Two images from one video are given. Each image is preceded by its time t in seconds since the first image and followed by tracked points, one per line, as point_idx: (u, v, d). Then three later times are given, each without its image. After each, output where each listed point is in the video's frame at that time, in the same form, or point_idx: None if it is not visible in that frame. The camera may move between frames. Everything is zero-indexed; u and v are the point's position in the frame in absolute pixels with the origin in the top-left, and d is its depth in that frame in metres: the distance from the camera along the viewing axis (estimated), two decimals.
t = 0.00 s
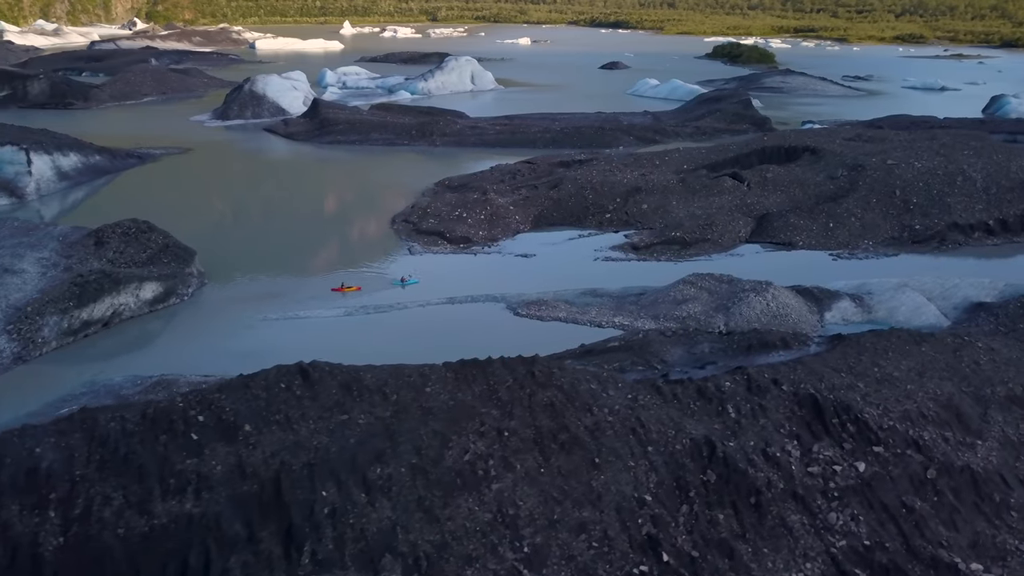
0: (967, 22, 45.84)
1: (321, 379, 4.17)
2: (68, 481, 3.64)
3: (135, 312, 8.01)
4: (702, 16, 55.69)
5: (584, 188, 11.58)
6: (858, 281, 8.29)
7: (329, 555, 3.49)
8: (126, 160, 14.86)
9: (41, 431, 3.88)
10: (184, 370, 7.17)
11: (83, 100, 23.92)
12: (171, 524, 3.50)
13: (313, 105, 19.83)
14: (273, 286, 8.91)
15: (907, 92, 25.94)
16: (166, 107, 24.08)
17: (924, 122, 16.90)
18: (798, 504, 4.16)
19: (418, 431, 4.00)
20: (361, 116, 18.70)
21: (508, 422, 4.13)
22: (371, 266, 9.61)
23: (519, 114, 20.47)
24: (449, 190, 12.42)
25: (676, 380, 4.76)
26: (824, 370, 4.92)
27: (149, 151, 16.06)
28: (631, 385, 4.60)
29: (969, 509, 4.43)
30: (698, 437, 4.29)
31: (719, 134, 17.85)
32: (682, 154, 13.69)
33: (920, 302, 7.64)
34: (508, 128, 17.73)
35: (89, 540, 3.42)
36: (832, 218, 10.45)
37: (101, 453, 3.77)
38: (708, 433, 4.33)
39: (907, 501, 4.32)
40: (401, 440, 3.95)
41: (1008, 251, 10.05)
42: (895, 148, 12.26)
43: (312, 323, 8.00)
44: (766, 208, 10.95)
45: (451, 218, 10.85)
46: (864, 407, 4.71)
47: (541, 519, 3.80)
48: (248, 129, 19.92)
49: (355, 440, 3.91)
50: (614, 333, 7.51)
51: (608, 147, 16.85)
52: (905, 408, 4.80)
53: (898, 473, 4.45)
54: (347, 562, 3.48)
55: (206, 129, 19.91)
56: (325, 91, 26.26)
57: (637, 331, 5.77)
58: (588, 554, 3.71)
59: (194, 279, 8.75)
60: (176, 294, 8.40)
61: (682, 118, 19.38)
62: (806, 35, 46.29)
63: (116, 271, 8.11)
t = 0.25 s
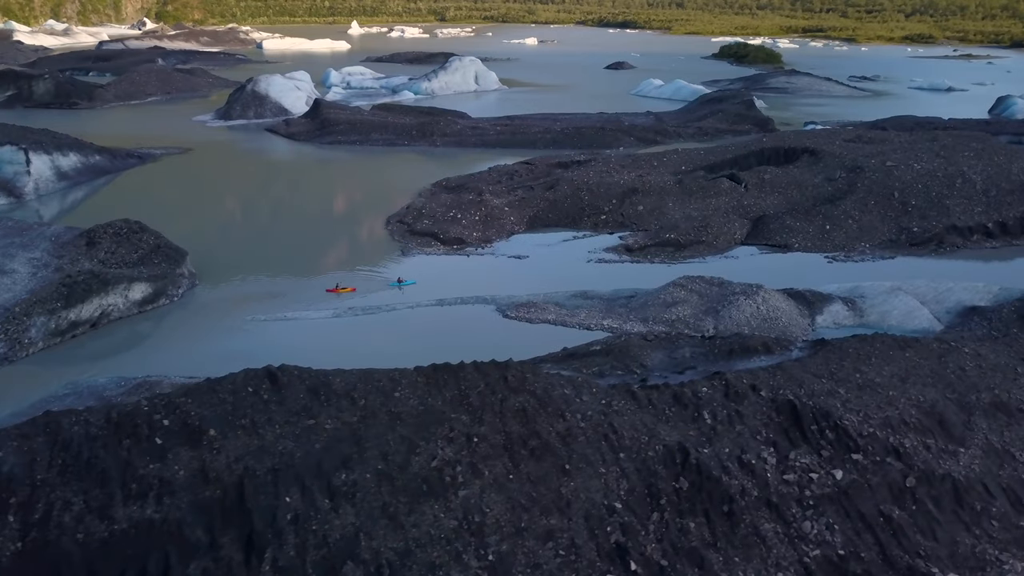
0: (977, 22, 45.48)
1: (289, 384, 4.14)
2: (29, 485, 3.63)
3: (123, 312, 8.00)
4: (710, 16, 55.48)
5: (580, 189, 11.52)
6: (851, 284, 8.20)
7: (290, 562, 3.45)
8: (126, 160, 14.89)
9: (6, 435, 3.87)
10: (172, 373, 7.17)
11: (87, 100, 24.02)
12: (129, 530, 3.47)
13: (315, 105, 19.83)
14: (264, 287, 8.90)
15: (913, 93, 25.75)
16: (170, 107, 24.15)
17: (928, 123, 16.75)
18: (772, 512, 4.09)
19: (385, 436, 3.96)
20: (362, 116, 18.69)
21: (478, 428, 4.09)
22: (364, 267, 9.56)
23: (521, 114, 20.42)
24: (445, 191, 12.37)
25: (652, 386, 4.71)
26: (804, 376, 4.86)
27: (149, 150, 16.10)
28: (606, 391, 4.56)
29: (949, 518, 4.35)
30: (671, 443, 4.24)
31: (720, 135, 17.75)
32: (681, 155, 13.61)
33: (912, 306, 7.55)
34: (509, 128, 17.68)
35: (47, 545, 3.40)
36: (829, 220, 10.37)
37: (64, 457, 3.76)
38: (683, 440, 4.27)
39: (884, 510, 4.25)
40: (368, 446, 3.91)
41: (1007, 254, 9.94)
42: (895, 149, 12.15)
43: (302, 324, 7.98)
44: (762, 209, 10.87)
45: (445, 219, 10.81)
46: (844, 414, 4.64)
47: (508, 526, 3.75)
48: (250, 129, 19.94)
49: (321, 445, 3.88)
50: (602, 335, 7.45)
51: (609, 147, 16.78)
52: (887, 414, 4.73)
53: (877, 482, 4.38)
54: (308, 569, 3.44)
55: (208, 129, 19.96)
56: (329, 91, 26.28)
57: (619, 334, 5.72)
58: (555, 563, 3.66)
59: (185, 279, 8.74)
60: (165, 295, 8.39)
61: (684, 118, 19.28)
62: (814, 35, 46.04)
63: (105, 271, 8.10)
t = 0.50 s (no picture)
0: (987, 22, 45.14)
1: (256, 388, 4.11)
2: None
3: (112, 313, 8.00)
4: (718, 16, 55.27)
5: (576, 190, 11.47)
6: (843, 286, 8.12)
7: (248, 568, 3.41)
8: (125, 160, 14.92)
9: None
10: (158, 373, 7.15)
11: (91, 100, 24.12)
12: (87, 534, 3.45)
13: (316, 105, 19.83)
14: (255, 287, 8.88)
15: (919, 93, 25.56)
16: (173, 107, 24.21)
17: (932, 124, 16.60)
18: (745, 520, 4.03)
19: (351, 441, 3.92)
20: (362, 116, 18.68)
21: (445, 433, 4.05)
22: (356, 268, 9.53)
23: (522, 114, 20.36)
24: (441, 191, 12.33)
25: (627, 391, 4.66)
26: (782, 381, 4.79)
27: (149, 150, 16.13)
28: (580, 395, 4.51)
29: (927, 527, 4.27)
30: (643, 449, 4.18)
31: (722, 135, 17.66)
32: (679, 156, 13.53)
33: (904, 309, 7.47)
34: (509, 129, 17.63)
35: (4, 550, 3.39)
36: (825, 222, 10.27)
37: (26, 461, 3.75)
38: (655, 446, 4.22)
39: (860, 518, 4.18)
40: (333, 450, 3.87)
41: (1005, 257, 9.82)
42: (894, 151, 12.03)
43: (290, 326, 7.95)
44: (759, 211, 10.78)
45: (439, 220, 10.76)
46: (822, 420, 4.58)
47: (472, 533, 3.70)
48: (252, 129, 19.96)
49: (285, 449, 3.84)
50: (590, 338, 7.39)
51: (609, 148, 16.70)
52: (866, 421, 4.66)
53: (854, 489, 4.31)
54: None
55: (210, 129, 19.99)
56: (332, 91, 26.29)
57: (600, 338, 5.66)
58: (519, 570, 3.61)
59: (175, 280, 8.73)
60: (155, 295, 8.39)
61: (686, 119, 19.19)
62: (822, 35, 45.79)
63: (94, 272, 8.10)
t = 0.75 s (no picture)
0: (997, 22, 44.80)
1: (219, 390, 4.08)
2: None
3: (99, 312, 8.00)
4: (726, 15, 55.05)
5: (570, 191, 11.42)
6: (834, 288, 8.04)
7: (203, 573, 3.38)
8: (124, 159, 14.94)
9: None
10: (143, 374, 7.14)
11: (95, 100, 24.21)
12: (42, 538, 3.43)
13: (316, 104, 19.83)
14: (244, 287, 8.87)
15: (924, 93, 25.38)
16: (176, 106, 24.26)
17: (934, 124, 16.45)
18: (713, 527, 3.97)
19: (313, 444, 3.88)
20: (362, 115, 18.66)
21: (410, 437, 4.01)
22: (347, 268, 9.50)
23: (523, 114, 20.31)
24: (435, 190, 12.28)
25: (599, 394, 4.61)
26: (758, 385, 4.73)
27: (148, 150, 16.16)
28: (550, 399, 4.46)
29: (902, 535, 4.20)
30: (612, 454, 4.13)
31: (722, 135, 17.55)
32: (677, 156, 13.45)
33: (895, 312, 7.38)
34: (508, 129, 17.57)
35: None
36: (820, 223, 10.18)
37: None
38: (624, 451, 4.16)
39: (833, 525, 4.11)
40: (295, 454, 3.84)
41: (1001, 259, 9.71)
42: (893, 151, 11.92)
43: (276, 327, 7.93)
44: (754, 212, 10.70)
45: (432, 220, 10.72)
46: (798, 425, 4.52)
47: (434, 539, 3.65)
48: (253, 128, 19.98)
49: (246, 452, 3.81)
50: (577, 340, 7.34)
51: (608, 148, 16.62)
52: (843, 427, 4.59)
53: (827, 496, 4.24)
54: None
55: (211, 128, 20.03)
56: (335, 91, 26.29)
57: (578, 340, 5.61)
58: None
59: (164, 280, 8.72)
60: (143, 295, 8.38)
61: (687, 119, 19.09)
62: (830, 35, 45.55)
63: (81, 271, 8.10)
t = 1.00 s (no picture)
0: (1008, 22, 44.41)
1: (182, 391, 4.05)
2: None
3: (86, 311, 8.00)
4: (734, 15, 54.82)
5: (565, 191, 11.36)
6: (825, 291, 7.95)
7: None
8: (123, 157, 14.98)
9: None
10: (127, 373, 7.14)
11: (99, 99, 24.30)
12: None
13: (318, 103, 19.83)
14: (232, 287, 8.84)
15: (929, 93, 25.20)
16: (180, 106, 24.33)
17: (937, 125, 16.32)
18: (681, 533, 3.91)
19: (275, 447, 3.85)
20: (363, 115, 18.64)
21: (374, 440, 3.96)
22: (337, 268, 9.47)
23: (525, 114, 20.25)
24: (430, 190, 12.24)
25: (571, 397, 4.56)
26: (733, 389, 4.67)
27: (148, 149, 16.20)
28: (521, 402, 4.41)
29: (875, 543, 4.13)
30: (579, 458, 4.08)
31: (724, 135, 17.45)
32: (675, 156, 13.36)
33: (885, 315, 7.30)
34: (509, 128, 17.52)
35: None
36: (815, 225, 10.09)
37: None
38: (592, 456, 4.11)
39: (804, 532, 4.05)
40: (257, 457, 3.80)
41: (998, 261, 9.59)
42: (891, 152, 11.81)
43: (263, 327, 7.91)
44: (749, 213, 10.62)
45: (425, 220, 10.68)
46: (772, 430, 4.45)
47: (393, 543, 3.60)
48: (254, 127, 20.00)
49: (207, 454, 3.77)
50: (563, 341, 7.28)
51: (607, 148, 16.55)
52: (819, 432, 4.52)
53: (799, 502, 4.17)
54: None
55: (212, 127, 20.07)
56: (339, 90, 26.30)
57: (556, 342, 5.56)
58: None
59: (153, 279, 8.72)
60: (131, 294, 8.38)
61: (689, 119, 19.00)
62: (838, 35, 45.28)
63: (69, 270, 8.10)
